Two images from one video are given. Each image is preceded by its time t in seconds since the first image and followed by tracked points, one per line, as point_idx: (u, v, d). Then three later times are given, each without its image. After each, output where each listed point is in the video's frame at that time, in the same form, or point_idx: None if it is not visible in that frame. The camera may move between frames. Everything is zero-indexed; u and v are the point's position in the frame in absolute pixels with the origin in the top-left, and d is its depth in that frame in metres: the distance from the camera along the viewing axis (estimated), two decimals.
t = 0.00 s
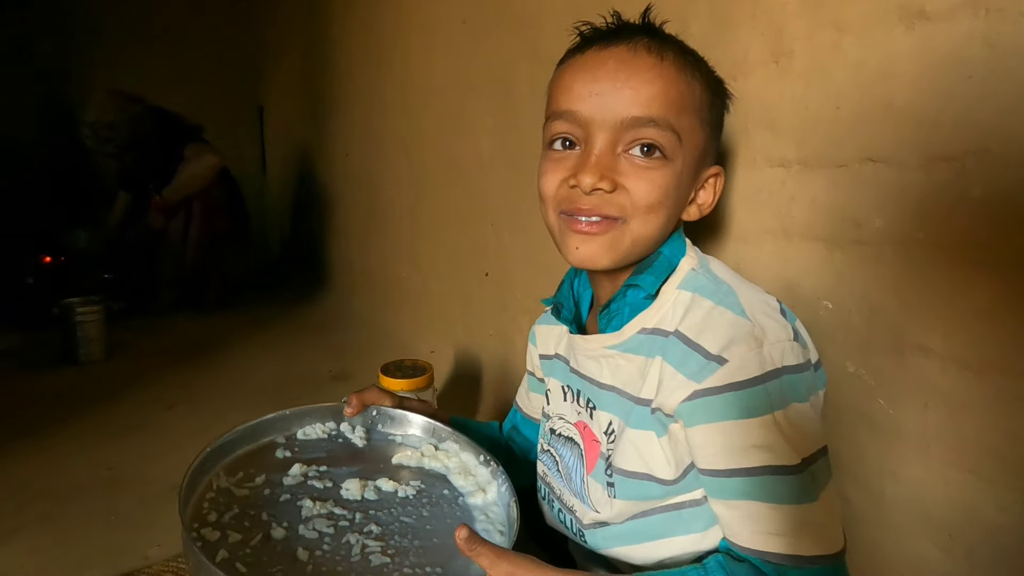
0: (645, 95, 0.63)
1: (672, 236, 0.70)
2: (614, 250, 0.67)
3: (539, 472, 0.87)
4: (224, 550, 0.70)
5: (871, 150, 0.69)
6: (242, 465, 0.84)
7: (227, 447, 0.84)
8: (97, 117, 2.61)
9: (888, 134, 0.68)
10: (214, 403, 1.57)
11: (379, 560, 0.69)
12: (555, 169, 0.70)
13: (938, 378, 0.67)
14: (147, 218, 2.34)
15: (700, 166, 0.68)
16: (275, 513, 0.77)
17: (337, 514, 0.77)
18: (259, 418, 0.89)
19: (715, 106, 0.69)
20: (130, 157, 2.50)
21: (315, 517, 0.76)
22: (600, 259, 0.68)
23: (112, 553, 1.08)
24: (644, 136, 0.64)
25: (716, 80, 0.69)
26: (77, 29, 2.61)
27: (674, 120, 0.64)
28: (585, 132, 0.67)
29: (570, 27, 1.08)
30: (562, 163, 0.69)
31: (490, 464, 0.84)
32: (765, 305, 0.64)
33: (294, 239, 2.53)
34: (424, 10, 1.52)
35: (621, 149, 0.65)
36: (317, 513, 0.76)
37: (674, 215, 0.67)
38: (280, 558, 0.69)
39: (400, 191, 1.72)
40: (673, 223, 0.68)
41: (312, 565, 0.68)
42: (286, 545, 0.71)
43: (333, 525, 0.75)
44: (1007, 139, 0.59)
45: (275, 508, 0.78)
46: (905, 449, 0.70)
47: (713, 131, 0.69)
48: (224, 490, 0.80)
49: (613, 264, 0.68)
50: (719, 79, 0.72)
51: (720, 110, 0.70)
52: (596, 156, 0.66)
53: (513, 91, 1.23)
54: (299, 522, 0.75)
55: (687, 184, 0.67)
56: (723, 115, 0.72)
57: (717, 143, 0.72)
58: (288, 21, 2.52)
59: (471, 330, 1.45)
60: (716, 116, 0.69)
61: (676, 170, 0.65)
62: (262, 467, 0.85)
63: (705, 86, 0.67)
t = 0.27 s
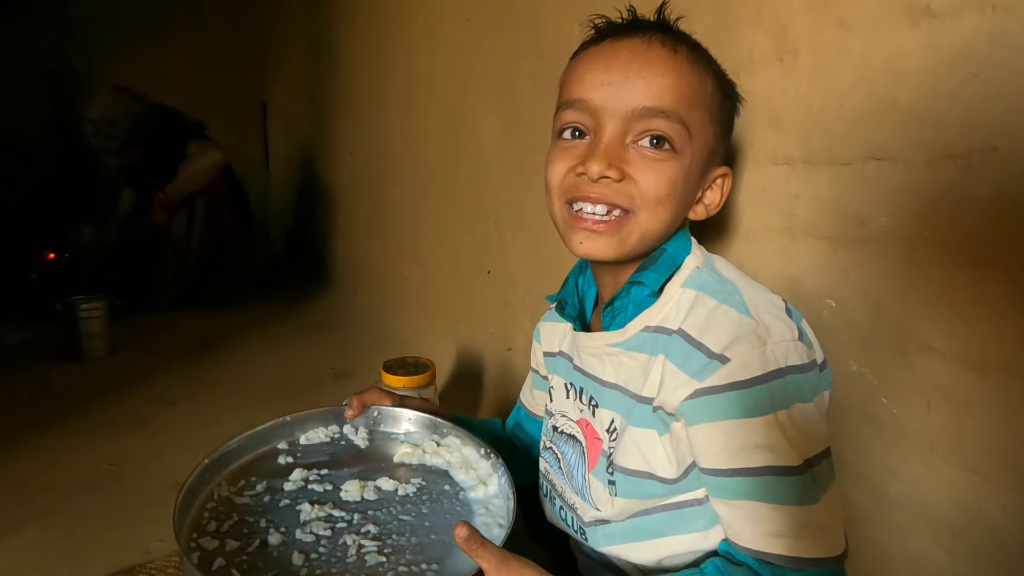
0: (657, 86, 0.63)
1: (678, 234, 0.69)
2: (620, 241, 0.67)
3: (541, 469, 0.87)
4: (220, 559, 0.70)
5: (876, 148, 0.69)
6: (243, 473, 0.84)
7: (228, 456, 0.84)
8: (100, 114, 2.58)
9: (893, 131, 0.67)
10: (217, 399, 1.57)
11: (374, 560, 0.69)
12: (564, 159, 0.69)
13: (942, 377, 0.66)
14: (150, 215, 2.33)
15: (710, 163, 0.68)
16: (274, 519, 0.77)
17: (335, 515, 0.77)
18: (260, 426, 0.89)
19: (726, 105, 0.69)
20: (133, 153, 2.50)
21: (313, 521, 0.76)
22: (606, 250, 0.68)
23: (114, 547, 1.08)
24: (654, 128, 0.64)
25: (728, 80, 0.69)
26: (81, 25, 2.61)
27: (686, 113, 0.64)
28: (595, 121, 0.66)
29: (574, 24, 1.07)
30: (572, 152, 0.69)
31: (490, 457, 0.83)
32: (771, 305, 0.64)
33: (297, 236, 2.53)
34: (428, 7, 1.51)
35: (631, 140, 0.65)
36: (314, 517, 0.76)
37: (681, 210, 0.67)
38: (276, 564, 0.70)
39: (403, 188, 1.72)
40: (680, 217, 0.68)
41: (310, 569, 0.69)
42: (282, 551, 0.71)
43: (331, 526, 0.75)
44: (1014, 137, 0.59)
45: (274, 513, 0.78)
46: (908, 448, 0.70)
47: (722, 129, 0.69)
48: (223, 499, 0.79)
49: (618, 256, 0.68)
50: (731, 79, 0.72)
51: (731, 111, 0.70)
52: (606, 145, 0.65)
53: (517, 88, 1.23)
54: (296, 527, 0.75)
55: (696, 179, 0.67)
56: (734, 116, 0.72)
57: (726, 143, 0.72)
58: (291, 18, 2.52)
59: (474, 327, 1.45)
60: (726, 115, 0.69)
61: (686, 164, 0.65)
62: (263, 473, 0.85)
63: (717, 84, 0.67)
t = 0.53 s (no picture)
0: (660, 85, 0.63)
1: (678, 235, 0.69)
2: (620, 241, 0.67)
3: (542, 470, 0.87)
4: (219, 502, 0.72)
5: (878, 148, 0.69)
6: (250, 436, 0.86)
7: (238, 418, 0.86)
8: (104, 113, 2.59)
9: (894, 132, 0.67)
10: (219, 398, 1.57)
11: (370, 519, 0.71)
12: (565, 157, 0.69)
13: (944, 378, 0.66)
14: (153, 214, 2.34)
15: (711, 164, 0.68)
16: (276, 476, 0.79)
17: (335, 478, 0.78)
18: (270, 396, 0.90)
19: (728, 106, 0.69)
20: (136, 152, 2.50)
21: (314, 480, 0.78)
22: (607, 251, 0.67)
23: (116, 546, 1.08)
24: (656, 127, 0.64)
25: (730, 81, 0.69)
26: (84, 24, 2.61)
27: (688, 114, 0.64)
28: (597, 120, 0.66)
29: (576, 24, 1.07)
30: (573, 150, 0.69)
31: (494, 441, 0.83)
32: (771, 306, 0.64)
33: (299, 236, 2.53)
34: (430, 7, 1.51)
35: (633, 139, 0.64)
36: (315, 477, 0.78)
37: (682, 211, 0.67)
38: (274, 512, 0.72)
39: (405, 188, 1.72)
40: (680, 218, 0.68)
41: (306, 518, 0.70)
42: (281, 502, 0.73)
43: (331, 488, 0.76)
44: (1016, 138, 0.59)
45: (276, 471, 0.80)
46: (909, 449, 0.70)
47: (724, 131, 0.69)
48: (229, 455, 0.81)
49: (617, 260, 0.68)
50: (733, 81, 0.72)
51: (733, 113, 0.70)
52: (607, 142, 0.65)
53: (518, 88, 1.23)
54: (297, 484, 0.77)
55: (697, 179, 0.66)
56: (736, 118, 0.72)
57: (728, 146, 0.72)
58: (293, 18, 2.52)
59: (475, 327, 1.45)
60: (728, 116, 0.69)
61: (687, 164, 0.65)
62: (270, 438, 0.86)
63: (720, 84, 0.67)
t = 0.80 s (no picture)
0: (659, 86, 0.63)
1: (677, 238, 0.69)
2: (618, 241, 0.67)
3: (542, 473, 0.87)
4: (215, 508, 0.72)
5: (878, 150, 0.69)
6: (251, 438, 0.86)
7: (242, 417, 0.87)
8: (108, 113, 2.61)
9: (895, 133, 0.67)
10: (221, 397, 1.57)
11: (367, 528, 0.70)
12: (564, 156, 0.69)
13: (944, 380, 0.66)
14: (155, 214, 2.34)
15: (711, 167, 0.68)
16: (275, 480, 0.79)
17: (334, 485, 0.78)
18: (276, 395, 0.91)
19: (728, 109, 0.68)
20: (139, 152, 2.51)
21: (312, 486, 0.77)
22: (603, 250, 0.67)
23: (118, 546, 1.08)
24: (654, 127, 0.64)
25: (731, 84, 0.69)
26: (86, 24, 2.62)
27: (688, 115, 0.64)
28: (596, 119, 0.66)
29: (576, 25, 1.07)
30: (572, 150, 0.69)
31: (498, 447, 0.83)
32: (770, 309, 0.64)
33: (300, 236, 2.53)
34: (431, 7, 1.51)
35: (632, 139, 0.64)
36: (314, 483, 0.78)
37: (681, 213, 0.67)
38: (268, 519, 0.71)
39: (406, 188, 1.72)
40: (679, 220, 0.68)
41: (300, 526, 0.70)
42: (277, 509, 0.73)
43: (329, 494, 0.76)
44: (1017, 140, 0.59)
45: (275, 475, 0.80)
46: (909, 451, 0.70)
47: (724, 134, 0.68)
48: (229, 458, 0.82)
49: (613, 260, 0.68)
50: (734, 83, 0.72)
51: (733, 116, 0.70)
52: (606, 142, 0.65)
53: (519, 89, 1.23)
54: (295, 489, 0.77)
55: (696, 181, 0.66)
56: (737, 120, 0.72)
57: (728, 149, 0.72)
58: (295, 18, 2.52)
59: (476, 327, 1.45)
60: (728, 120, 0.69)
61: (686, 165, 0.65)
62: (272, 440, 0.87)
63: (720, 87, 0.67)
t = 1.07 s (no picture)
0: (662, 91, 0.64)
1: (679, 240, 0.70)
2: (619, 244, 0.67)
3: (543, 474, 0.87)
4: (213, 508, 0.73)
5: (876, 153, 0.69)
6: (253, 438, 0.87)
7: (243, 417, 0.88)
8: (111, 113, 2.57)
9: (893, 136, 0.68)
10: (225, 397, 1.58)
11: (365, 534, 0.70)
12: (567, 161, 0.70)
13: (941, 381, 0.67)
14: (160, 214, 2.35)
15: (711, 171, 0.68)
16: (274, 482, 0.79)
17: (334, 489, 0.78)
18: (277, 398, 0.92)
19: (729, 113, 0.68)
20: (143, 154, 2.52)
21: (312, 490, 0.78)
22: (606, 253, 0.68)
23: (123, 544, 1.09)
24: (657, 132, 0.64)
25: (733, 88, 0.70)
26: (91, 26, 2.63)
27: (690, 120, 0.64)
28: (599, 123, 0.67)
29: (577, 28, 1.08)
30: (575, 155, 0.69)
31: (501, 457, 0.83)
32: (771, 311, 0.64)
33: (304, 237, 2.54)
34: (434, 9, 1.52)
35: (635, 144, 0.65)
36: (314, 486, 0.78)
37: (683, 216, 0.67)
38: (266, 521, 0.72)
39: (409, 189, 1.73)
40: (681, 223, 0.68)
41: (298, 531, 0.70)
42: (277, 511, 0.74)
43: (328, 498, 0.76)
44: (1013, 143, 0.59)
45: (275, 477, 0.80)
46: (907, 452, 0.70)
47: (723, 138, 0.69)
48: (229, 457, 0.83)
49: (616, 263, 0.68)
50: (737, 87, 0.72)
51: (736, 120, 0.71)
52: (609, 147, 0.66)
53: (521, 90, 1.23)
54: (295, 493, 0.78)
55: (697, 185, 0.67)
56: (740, 123, 0.72)
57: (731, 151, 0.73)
58: (299, 20, 2.54)
59: (478, 328, 1.46)
60: (729, 124, 0.69)
61: (689, 170, 0.65)
62: (273, 441, 0.87)
63: (723, 92, 0.67)
